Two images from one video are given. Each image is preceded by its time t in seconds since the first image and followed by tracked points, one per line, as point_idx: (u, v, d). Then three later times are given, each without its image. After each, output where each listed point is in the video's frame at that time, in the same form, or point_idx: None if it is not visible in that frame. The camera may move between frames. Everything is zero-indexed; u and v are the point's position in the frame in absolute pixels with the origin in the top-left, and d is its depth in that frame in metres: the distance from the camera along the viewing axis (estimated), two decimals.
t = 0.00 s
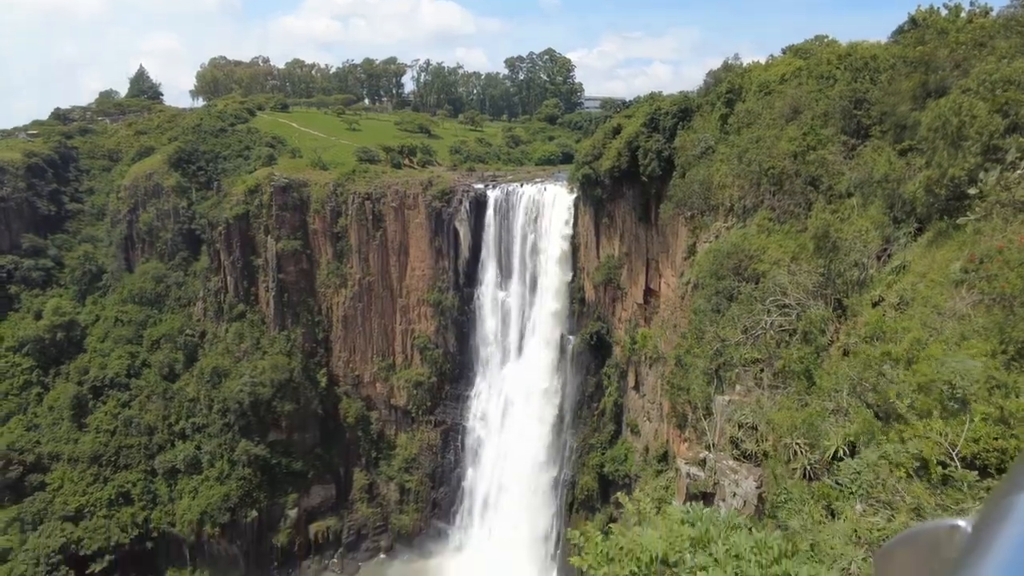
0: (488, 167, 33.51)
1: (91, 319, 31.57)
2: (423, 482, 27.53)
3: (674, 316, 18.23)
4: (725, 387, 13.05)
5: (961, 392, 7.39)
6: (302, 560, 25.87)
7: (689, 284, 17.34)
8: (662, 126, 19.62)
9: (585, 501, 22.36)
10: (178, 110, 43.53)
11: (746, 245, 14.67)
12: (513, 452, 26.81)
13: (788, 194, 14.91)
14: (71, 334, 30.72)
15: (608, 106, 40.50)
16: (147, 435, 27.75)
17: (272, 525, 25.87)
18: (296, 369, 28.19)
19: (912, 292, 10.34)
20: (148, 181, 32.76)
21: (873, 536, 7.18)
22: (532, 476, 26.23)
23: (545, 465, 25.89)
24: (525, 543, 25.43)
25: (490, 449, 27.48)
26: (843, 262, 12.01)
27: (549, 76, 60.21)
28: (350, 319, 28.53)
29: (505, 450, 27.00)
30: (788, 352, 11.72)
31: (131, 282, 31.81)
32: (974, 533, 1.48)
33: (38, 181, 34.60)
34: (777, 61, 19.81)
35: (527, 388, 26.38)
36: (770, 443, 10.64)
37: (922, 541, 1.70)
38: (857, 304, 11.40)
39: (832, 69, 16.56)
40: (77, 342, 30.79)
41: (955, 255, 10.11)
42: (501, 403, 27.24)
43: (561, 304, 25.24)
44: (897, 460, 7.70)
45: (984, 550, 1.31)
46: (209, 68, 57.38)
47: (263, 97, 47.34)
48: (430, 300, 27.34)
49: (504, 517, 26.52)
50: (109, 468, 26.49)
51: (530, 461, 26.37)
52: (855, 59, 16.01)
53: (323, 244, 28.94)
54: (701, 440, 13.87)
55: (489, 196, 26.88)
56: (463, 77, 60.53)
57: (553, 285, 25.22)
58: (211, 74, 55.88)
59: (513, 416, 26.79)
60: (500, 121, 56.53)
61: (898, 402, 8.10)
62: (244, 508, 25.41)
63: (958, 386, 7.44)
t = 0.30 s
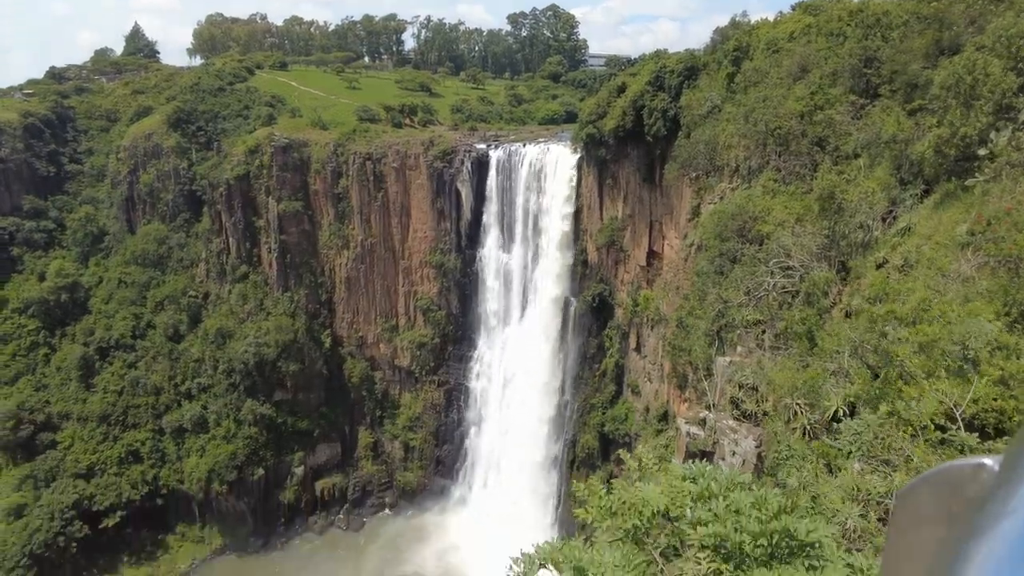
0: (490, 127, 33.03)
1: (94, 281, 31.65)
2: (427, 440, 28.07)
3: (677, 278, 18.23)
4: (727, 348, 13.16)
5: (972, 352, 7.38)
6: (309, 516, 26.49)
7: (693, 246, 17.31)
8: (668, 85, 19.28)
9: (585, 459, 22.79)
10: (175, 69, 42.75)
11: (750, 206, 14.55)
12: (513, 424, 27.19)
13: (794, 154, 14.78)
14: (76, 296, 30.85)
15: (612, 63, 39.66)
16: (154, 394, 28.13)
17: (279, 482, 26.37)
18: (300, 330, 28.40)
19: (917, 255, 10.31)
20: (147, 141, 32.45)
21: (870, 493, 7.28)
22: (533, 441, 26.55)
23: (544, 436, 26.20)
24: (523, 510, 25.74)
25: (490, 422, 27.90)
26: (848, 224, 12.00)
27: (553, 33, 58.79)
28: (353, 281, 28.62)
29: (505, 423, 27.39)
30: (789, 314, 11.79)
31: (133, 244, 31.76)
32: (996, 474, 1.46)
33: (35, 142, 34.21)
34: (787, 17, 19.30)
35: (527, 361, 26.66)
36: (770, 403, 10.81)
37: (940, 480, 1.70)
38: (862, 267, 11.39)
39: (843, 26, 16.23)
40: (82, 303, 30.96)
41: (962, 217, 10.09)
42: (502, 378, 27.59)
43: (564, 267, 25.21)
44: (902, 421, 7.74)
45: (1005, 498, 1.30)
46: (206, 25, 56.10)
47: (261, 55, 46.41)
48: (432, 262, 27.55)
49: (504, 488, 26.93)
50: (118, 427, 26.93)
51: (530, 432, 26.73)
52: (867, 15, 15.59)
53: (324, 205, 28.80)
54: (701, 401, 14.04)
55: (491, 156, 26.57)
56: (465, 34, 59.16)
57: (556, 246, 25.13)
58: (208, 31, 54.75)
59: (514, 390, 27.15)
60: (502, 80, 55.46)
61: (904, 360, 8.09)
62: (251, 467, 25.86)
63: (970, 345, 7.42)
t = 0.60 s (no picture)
0: (490, 84, 32.41)
1: (94, 242, 31.55)
2: (429, 399, 28.48)
3: (679, 239, 18.19)
4: (727, 309, 13.24)
5: (983, 314, 7.41)
6: (314, 473, 26.94)
7: (695, 207, 17.23)
8: (672, 42, 18.86)
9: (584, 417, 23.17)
10: (168, 25, 41.71)
11: (754, 165, 14.41)
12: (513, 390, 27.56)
13: (798, 113, 14.60)
14: (77, 258, 30.81)
15: (616, 18, 38.65)
16: (158, 355, 28.38)
17: (283, 441, 26.87)
18: (302, 291, 28.46)
19: (920, 217, 10.29)
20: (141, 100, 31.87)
21: (866, 451, 7.41)
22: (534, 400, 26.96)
23: (545, 394, 26.61)
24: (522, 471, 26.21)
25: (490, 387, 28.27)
26: (852, 185, 11.91)
27: None
28: (353, 241, 28.66)
29: (505, 386, 27.79)
30: (789, 275, 11.85)
31: (132, 205, 31.54)
32: (1003, 414, 1.37)
33: (28, 101, 33.61)
34: None
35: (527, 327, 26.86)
36: (768, 363, 10.97)
37: (946, 418, 1.61)
38: (863, 228, 11.36)
39: None
40: (83, 265, 30.92)
41: (967, 178, 10.03)
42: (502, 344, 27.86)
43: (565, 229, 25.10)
44: (902, 380, 7.82)
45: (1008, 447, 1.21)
46: None
47: (256, 10, 45.22)
48: (433, 223, 27.52)
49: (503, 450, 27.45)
50: (123, 387, 27.27)
51: (530, 390, 27.13)
52: None
53: (323, 165, 28.49)
54: (700, 360, 14.12)
55: (491, 115, 26.20)
56: None
57: (557, 207, 25.00)
58: None
59: (514, 356, 27.43)
60: (502, 36, 54.12)
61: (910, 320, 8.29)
62: (256, 425, 26.27)
63: (983, 308, 7.45)
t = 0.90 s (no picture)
0: (490, 43, 31.70)
1: (92, 206, 31.33)
2: (430, 361, 28.78)
3: (680, 202, 18.06)
4: (727, 274, 13.25)
5: (994, 277, 7.44)
6: (316, 434, 27.26)
7: (697, 169, 17.10)
8: None
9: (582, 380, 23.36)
10: None
11: (757, 127, 14.27)
12: (513, 356, 27.64)
13: (803, 74, 14.38)
14: (74, 222, 30.65)
15: None
16: (159, 319, 28.49)
17: (286, 403, 27.17)
18: (302, 255, 28.38)
19: (924, 180, 10.23)
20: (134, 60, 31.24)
21: (864, 413, 7.50)
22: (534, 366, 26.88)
23: (544, 360, 26.52)
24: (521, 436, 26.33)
25: (490, 353, 28.40)
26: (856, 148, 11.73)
27: None
28: (352, 205, 28.64)
29: (505, 352, 27.83)
30: (791, 238, 11.83)
31: (128, 168, 31.24)
32: None
33: (19, 61, 32.95)
34: None
35: (527, 294, 26.75)
36: (767, 327, 11.03)
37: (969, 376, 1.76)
38: (866, 191, 11.28)
39: None
40: (81, 229, 30.76)
41: (973, 140, 9.94)
42: (503, 313, 27.87)
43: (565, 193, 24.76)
44: (899, 343, 7.92)
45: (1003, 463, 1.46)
46: None
47: None
48: (432, 186, 27.49)
49: (504, 414, 27.64)
50: (125, 350, 27.47)
51: (529, 356, 27.08)
52: None
53: (320, 127, 28.16)
54: (700, 323, 14.11)
55: (490, 74, 25.63)
56: None
57: (558, 170, 24.58)
58: None
59: (514, 324, 27.43)
60: None
61: (912, 283, 8.34)
62: (258, 387, 26.56)
63: (997, 269, 7.47)
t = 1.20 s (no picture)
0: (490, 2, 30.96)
1: (89, 171, 31.05)
2: (431, 327, 28.92)
3: (683, 167, 17.94)
4: (728, 240, 13.23)
5: (998, 241, 7.45)
6: (319, 398, 27.48)
7: (700, 133, 16.94)
8: None
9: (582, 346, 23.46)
10: None
11: (762, 90, 14.05)
12: (513, 323, 27.55)
13: (809, 36, 14.12)
14: (72, 187, 30.42)
15: None
16: (160, 284, 28.49)
17: (288, 367, 27.35)
18: (301, 220, 28.21)
19: (929, 145, 10.12)
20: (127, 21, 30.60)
21: (862, 376, 7.59)
22: (534, 333, 26.66)
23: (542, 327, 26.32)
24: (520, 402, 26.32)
25: (492, 320, 28.42)
26: (862, 112, 11.54)
27: None
28: (351, 169, 28.42)
29: (507, 319, 27.77)
30: (793, 203, 11.79)
31: (125, 132, 30.92)
32: None
33: (8, 22, 32.32)
34: None
35: (528, 263, 26.53)
36: (768, 292, 11.03)
37: (998, 337, 1.46)
38: (870, 156, 11.18)
39: None
40: (79, 195, 30.53)
41: (982, 104, 9.79)
42: (506, 281, 27.75)
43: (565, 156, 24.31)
44: (902, 309, 7.98)
45: None
46: None
47: None
48: (432, 150, 27.32)
49: (504, 382, 27.63)
50: (127, 316, 27.58)
51: (528, 323, 26.96)
52: None
53: (318, 90, 27.75)
54: (700, 289, 14.12)
55: (490, 36, 25.14)
56: None
57: (560, 134, 24.16)
58: None
59: (516, 292, 27.30)
60: None
61: (917, 248, 8.31)
62: (260, 352, 26.75)
63: (1004, 232, 7.45)
